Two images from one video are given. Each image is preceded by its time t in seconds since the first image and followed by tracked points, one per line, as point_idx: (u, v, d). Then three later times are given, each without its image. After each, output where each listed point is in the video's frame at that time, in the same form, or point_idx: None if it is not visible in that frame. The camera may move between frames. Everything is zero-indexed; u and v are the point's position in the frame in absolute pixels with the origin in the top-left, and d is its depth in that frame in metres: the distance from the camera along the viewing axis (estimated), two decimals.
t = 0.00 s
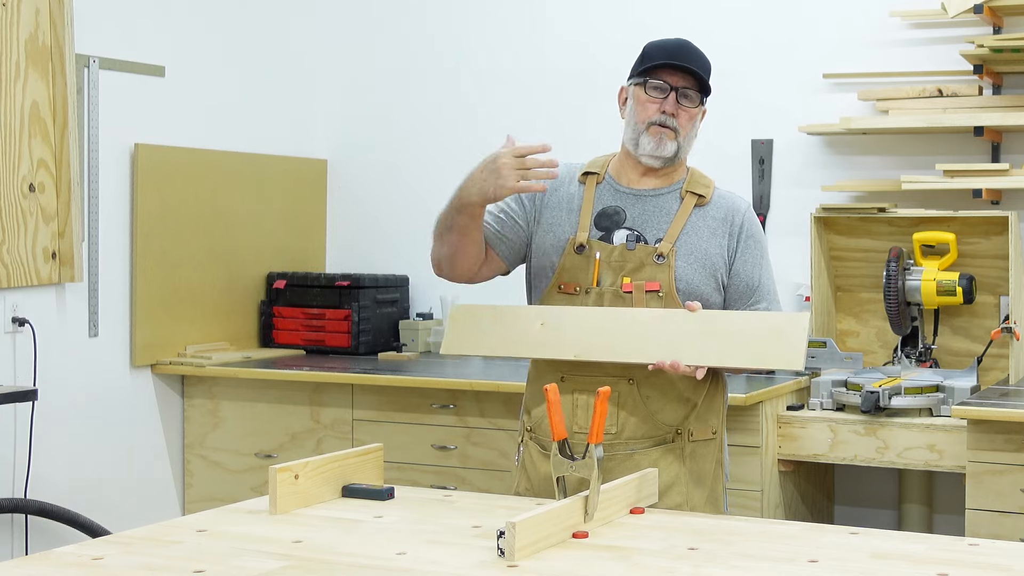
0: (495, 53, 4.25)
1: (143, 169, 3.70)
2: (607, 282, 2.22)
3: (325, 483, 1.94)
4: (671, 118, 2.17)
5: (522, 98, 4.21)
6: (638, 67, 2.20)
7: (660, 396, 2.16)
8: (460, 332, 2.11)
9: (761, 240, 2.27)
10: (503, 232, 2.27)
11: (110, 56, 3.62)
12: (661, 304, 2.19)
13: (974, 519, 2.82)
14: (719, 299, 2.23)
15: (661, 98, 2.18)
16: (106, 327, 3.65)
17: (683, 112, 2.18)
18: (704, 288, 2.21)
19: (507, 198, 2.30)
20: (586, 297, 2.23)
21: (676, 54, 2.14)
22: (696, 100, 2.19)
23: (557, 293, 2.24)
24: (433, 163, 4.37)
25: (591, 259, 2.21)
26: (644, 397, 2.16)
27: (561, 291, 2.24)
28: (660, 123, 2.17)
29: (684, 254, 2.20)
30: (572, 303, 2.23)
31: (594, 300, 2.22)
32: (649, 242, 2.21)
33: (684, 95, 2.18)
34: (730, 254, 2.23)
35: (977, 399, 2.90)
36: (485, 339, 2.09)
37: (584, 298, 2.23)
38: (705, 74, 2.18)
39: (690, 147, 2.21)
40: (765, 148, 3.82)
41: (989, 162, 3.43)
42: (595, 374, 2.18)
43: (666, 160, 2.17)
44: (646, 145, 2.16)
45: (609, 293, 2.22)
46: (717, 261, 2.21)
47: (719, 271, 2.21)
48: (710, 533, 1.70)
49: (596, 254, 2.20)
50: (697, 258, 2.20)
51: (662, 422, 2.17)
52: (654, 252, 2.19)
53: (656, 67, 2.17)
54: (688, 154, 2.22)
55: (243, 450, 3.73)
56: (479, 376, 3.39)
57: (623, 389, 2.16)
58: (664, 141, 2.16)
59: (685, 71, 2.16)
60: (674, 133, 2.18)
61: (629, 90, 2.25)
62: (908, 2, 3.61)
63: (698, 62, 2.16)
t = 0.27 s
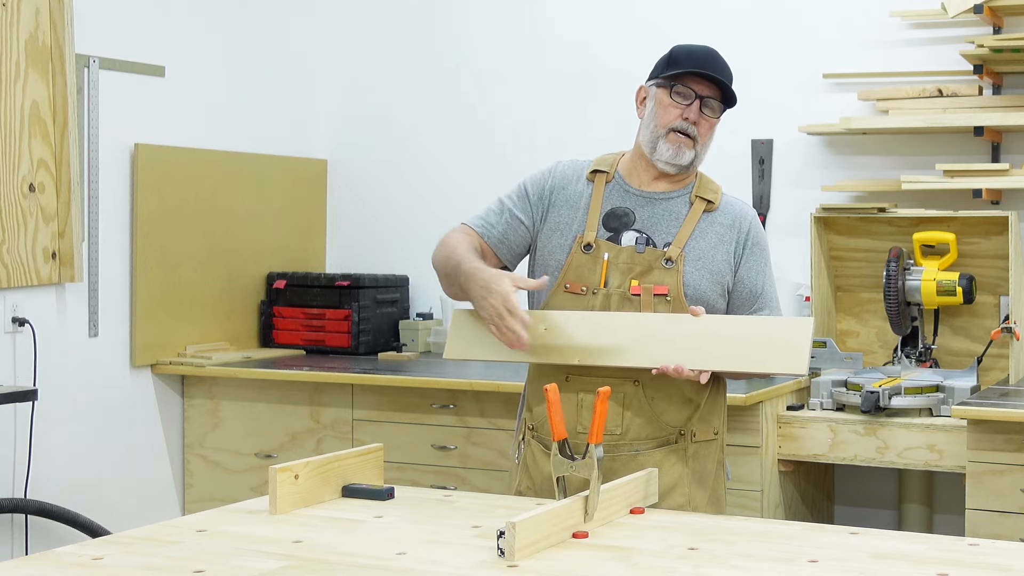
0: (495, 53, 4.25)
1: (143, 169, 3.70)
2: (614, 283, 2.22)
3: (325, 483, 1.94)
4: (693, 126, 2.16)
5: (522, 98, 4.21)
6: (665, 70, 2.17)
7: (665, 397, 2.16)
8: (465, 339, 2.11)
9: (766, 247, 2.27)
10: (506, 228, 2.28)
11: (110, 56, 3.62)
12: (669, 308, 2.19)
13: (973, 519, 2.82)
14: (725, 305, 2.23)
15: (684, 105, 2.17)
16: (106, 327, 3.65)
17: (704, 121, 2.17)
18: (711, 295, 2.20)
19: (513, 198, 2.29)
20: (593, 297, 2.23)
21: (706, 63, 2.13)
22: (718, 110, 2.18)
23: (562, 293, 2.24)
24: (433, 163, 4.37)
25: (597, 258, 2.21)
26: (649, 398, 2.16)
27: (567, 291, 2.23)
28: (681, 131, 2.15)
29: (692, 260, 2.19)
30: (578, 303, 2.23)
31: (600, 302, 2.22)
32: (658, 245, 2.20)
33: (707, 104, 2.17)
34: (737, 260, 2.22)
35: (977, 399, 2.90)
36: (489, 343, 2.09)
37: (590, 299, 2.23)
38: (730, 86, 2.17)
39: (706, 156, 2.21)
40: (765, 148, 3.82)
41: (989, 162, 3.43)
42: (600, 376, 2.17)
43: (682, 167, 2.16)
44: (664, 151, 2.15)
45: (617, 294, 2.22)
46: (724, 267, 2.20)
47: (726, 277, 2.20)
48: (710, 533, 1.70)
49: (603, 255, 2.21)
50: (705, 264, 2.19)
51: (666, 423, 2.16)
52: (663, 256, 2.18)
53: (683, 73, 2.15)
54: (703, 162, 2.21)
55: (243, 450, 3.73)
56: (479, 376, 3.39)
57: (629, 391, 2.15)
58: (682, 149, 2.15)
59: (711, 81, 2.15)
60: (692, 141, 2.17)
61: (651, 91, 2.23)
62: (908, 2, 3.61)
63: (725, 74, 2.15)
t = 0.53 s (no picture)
0: (495, 53, 4.25)
1: (143, 169, 3.70)
2: (616, 284, 2.22)
3: (325, 483, 1.94)
4: (685, 124, 2.13)
5: (522, 98, 4.21)
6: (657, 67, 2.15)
7: (668, 399, 2.15)
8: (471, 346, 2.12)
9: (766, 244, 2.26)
10: (514, 234, 2.24)
11: (110, 56, 3.62)
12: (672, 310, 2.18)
13: (973, 519, 2.82)
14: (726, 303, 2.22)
15: (676, 103, 2.14)
16: (106, 327, 3.65)
17: (698, 118, 2.15)
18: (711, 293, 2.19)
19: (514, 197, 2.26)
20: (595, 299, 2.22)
21: (698, 60, 2.10)
22: (712, 107, 2.15)
23: (564, 295, 2.24)
24: (433, 163, 4.37)
25: (598, 260, 2.21)
26: (652, 400, 2.15)
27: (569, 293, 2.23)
28: (674, 128, 2.13)
29: (692, 259, 2.19)
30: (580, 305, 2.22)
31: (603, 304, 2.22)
32: (658, 246, 2.20)
33: (701, 101, 2.14)
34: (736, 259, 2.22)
35: (977, 399, 2.90)
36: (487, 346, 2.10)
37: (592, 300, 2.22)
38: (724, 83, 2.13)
39: (701, 153, 2.19)
40: (765, 148, 3.82)
41: (989, 162, 3.43)
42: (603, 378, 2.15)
43: (677, 164, 2.14)
44: (658, 149, 2.14)
45: (619, 296, 2.22)
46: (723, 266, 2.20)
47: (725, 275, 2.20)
48: (710, 533, 1.70)
49: (604, 257, 2.21)
50: (704, 263, 2.18)
51: (670, 424, 2.16)
52: (664, 257, 2.18)
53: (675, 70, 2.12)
54: (699, 159, 2.19)
55: (242, 450, 3.73)
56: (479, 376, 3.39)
57: (633, 393, 2.14)
58: (675, 147, 2.13)
59: (704, 79, 2.12)
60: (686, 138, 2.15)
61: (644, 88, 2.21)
62: (908, 2, 3.61)
63: (719, 71, 2.12)
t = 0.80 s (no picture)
0: (496, 53, 4.25)
1: (143, 168, 3.70)
2: (608, 284, 2.21)
3: (325, 483, 1.94)
4: (667, 120, 2.15)
5: (524, 98, 4.20)
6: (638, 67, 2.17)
7: (665, 398, 2.16)
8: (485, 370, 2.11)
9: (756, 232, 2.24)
10: (499, 244, 2.26)
11: (110, 56, 3.62)
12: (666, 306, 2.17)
13: (973, 519, 2.82)
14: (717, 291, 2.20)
15: (658, 101, 2.16)
16: (106, 327, 3.65)
17: (680, 115, 2.16)
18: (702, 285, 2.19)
19: (500, 208, 2.28)
20: (588, 300, 2.22)
21: (677, 57, 2.11)
22: (693, 103, 2.17)
23: (557, 297, 2.23)
24: (434, 161, 4.37)
25: (590, 262, 2.21)
26: (649, 399, 2.15)
27: (563, 295, 2.22)
28: (656, 125, 2.15)
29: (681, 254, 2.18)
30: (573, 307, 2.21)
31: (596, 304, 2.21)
32: (649, 244, 2.20)
33: (682, 98, 2.16)
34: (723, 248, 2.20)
35: (977, 399, 2.90)
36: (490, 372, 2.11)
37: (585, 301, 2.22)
38: (704, 78, 2.15)
39: (686, 149, 2.20)
40: (765, 148, 3.82)
41: (989, 162, 3.43)
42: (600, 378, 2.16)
43: (662, 160, 2.16)
44: (642, 146, 2.15)
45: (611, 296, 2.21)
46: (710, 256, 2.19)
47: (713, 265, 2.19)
48: (710, 533, 1.70)
49: (595, 258, 2.20)
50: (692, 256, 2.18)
51: (668, 423, 2.16)
52: (655, 254, 2.19)
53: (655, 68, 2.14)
54: (685, 156, 2.21)
55: (242, 450, 3.73)
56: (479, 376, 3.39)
57: (630, 393, 2.15)
58: (660, 143, 2.15)
59: (683, 75, 2.13)
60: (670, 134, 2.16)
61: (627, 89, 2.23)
62: (908, 2, 3.61)
63: (698, 66, 2.13)
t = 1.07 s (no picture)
0: (497, 52, 4.25)
1: (143, 168, 3.70)
2: (592, 286, 2.21)
3: (325, 483, 1.94)
4: (628, 111, 2.16)
5: (525, 99, 4.20)
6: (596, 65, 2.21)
7: (656, 397, 2.16)
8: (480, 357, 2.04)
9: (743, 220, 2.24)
10: (477, 258, 2.36)
11: (110, 56, 3.62)
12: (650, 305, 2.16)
13: (974, 519, 2.82)
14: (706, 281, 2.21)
15: (617, 93, 2.18)
16: (106, 327, 3.65)
17: (641, 104, 2.18)
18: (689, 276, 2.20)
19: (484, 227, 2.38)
20: (573, 304, 2.19)
21: (628, 48, 2.15)
22: (653, 91, 2.18)
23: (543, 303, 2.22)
24: (434, 161, 4.37)
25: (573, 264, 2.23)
26: (640, 399, 2.15)
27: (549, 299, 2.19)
28: (618, 118, 2.17)
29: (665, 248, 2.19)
30: (560, 311, 2.19)
31: (582, 307, 2.18)
32: (629, 242, 2.23)
33: (641, 87, 2.18)
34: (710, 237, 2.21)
35: (977, 399, 2.90)
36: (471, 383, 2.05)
37: (571, 304, 2.19)
38: (662, 66, 2.17)
39: (654, 140, 2.20)
40: (765, 148, 3.82)
41: (989, 162, 3.43)
42: (589, 381, 2.16)
43: (629, 153, 2.17)
44: (607, 142, 2.17)
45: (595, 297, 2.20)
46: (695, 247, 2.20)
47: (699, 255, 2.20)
48: (710, 533, 1.70)
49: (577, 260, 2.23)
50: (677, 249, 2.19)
51: (660, 422, 2.16)
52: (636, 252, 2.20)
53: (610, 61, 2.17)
54: (654, 147, 2.21)
55: (243, 450, 3.73)
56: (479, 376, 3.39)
57: (620, 394, 2.15)
58: (625, 136, 2.16)
59: (638, 64, 2.16)
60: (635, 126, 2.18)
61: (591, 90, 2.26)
62: (907, 2, 3.61)
63: (652, 54, 2.16)
